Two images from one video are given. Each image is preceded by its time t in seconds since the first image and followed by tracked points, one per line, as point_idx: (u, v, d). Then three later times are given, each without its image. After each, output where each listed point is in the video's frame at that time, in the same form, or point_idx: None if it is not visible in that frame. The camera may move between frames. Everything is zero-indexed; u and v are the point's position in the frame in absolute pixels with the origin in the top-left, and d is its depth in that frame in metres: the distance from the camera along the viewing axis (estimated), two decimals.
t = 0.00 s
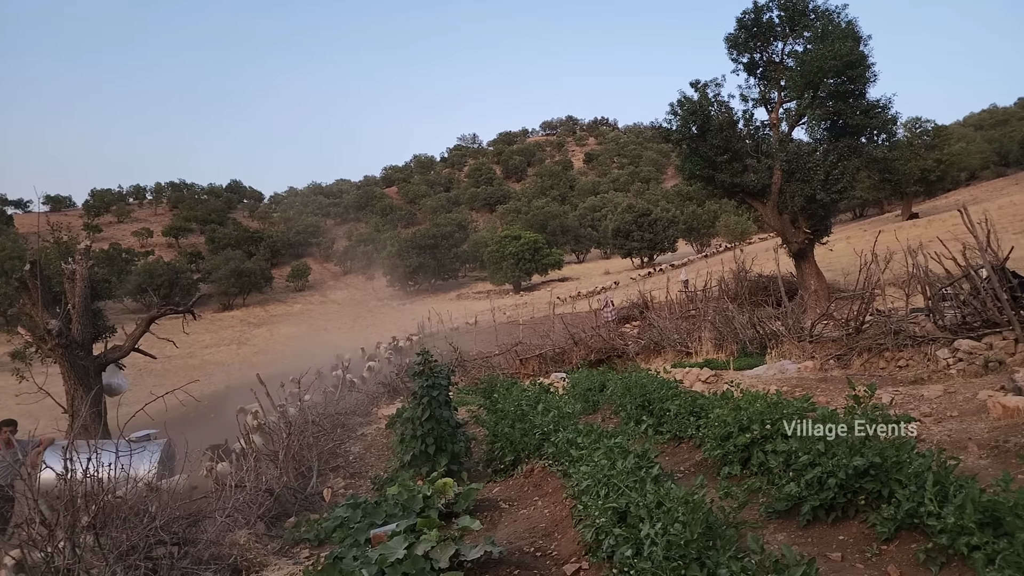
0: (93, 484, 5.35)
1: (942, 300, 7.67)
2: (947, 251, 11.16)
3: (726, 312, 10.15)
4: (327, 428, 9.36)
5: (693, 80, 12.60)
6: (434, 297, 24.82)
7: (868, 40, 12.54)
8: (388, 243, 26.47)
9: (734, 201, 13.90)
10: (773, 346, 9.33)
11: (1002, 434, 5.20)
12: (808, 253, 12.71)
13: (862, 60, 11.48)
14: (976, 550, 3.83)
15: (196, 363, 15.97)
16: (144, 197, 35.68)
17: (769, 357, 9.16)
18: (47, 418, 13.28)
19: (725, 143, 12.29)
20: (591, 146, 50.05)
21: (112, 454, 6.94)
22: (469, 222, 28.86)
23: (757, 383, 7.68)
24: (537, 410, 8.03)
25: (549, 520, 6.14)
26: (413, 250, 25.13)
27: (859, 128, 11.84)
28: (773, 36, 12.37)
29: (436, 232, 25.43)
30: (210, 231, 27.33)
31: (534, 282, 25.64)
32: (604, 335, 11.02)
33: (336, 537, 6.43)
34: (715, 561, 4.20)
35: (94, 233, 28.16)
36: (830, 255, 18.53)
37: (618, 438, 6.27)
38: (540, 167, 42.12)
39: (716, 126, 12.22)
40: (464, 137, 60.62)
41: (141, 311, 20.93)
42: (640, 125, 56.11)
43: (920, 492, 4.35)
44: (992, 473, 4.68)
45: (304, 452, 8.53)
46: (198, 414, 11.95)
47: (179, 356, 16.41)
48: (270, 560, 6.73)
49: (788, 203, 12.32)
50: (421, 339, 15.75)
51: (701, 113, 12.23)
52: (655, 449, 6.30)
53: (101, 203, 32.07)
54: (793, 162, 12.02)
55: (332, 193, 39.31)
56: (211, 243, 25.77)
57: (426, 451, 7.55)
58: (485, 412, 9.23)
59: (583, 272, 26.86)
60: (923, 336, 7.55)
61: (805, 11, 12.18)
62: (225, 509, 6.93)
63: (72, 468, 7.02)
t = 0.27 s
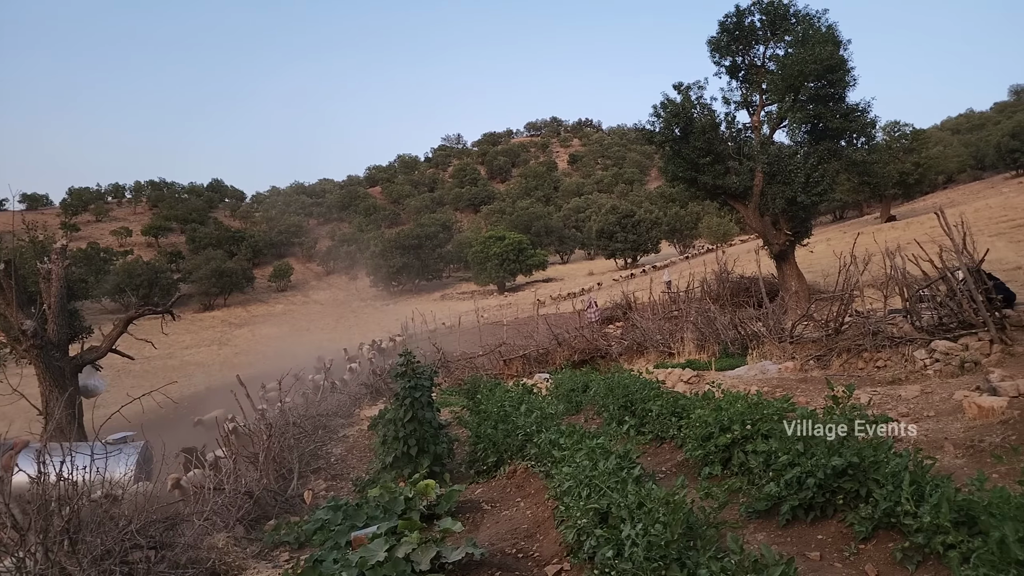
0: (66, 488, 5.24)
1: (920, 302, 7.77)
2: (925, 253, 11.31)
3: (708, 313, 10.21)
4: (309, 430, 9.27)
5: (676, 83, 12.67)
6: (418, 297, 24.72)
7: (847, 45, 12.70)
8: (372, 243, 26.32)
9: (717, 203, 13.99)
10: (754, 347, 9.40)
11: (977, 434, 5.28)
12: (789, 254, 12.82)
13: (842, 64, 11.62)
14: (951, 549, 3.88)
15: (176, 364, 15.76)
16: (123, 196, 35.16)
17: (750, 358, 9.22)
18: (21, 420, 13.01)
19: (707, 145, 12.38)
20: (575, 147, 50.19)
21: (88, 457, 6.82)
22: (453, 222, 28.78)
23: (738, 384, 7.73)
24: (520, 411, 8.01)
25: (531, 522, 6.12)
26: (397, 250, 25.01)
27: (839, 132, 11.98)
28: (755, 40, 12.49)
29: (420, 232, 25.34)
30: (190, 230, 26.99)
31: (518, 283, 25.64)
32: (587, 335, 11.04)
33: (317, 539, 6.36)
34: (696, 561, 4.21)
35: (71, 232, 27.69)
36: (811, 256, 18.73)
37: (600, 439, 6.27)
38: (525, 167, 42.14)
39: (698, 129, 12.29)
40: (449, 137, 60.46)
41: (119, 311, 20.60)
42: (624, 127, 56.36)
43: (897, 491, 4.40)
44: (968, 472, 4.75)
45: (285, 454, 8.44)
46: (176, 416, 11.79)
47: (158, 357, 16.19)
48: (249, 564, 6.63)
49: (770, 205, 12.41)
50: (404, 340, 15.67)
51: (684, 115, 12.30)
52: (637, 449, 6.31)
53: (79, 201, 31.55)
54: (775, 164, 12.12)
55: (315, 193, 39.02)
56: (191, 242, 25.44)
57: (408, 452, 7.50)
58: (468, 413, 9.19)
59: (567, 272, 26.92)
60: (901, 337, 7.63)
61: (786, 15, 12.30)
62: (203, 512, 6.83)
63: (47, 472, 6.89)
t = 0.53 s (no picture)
0: (41, 491, 5.14)
1: (899, 303, 7.85)
2: (905, 255, 11.45)
3: (691, 314, 10.26)
4: (291, 432, 9.17)
5: (660, 85, 12.72)
6: (403, 298, 24.61)
7: (829, 49, 12.83)
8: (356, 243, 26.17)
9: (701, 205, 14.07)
10: (737, 347, 9.45)
11: (955, 434, 5.34)
12: (772, 256, 12.91)
13: (824, 68, 11.74)
14: (929, 549, 3.92)
15: (157, 364, 15.56)
16: (102, 193, 34.69)
17: (733, 359, 9.27)
18: None
19: (691, 147, 12.45)
20: (561, 148, 50.28)
21: (65, 460, 6.67)
22: (438, 223, 28.70)
23: (721, 384, 7.78)
24: (504, 412, 7.98)
25: (515, 523, 6.11)
26: (382, 250, 24.89)
27: (821, 135, 12.09)
28: (738, 43, 12.58)
29: (405, 232, 25.25)
30: (172, 229, 26.67)
31: (503, 284, 25.63)
32: (572, 336, 11.05)
33: (298, 542, 6.29)
34: (677, 562, 4.22)
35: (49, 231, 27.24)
36: (793, 258, 18.89)
37: (584, 440, 6.27)
38: (510, 168, 42.15)
39: (682, 131, 12.35)
40: (435, 137, 60.30)
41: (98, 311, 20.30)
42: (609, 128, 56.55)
43: (876, 491, 4.44)
44: (946, 472, 4.81)
45: (267, 456, 8.34)
46: (155, 418, 11.64)
47: (138, 358, 15.98)
48: (229, 567, 6.53)
49: (753, 207, 12.50)
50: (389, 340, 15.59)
51: (668, 117, 12.36)
52: (620, 450, 6.32)
53: (57, 200, 31.06)
54: (758, 167, 12.21)
55: (299, 192, 38.72)
56: (172, 242, 25.13)
57: (391, 454, 7.45)
58: (452, 414, 9.15)
59: (552, 273, 26.96)
60: (881, 338, 7.71)
61: (769, 19, 12.41)
62: (183, 515, 6.73)
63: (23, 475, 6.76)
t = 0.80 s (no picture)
0: (15, 495, 5.02)
1: (881, 305, 7.93)
2: (886, 258, 11.58)
3: (675, 315, 10.30)
4: (274, 433, 9.07)
5: (646, 87, 12.76)
6: (388, 298, 24.49)
7: (813, 53, 12.96)
8: (341, 243, 26.02)
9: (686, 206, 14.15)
10: (721, 349, 9.51)
11: (935, 435, 5.41)
12: (756, 258, 13.01)
13: (807, 72, 11.84)
14: (909, 549, 3.96)
15: (139, 365, 15.36)
16: (83, 192, 34.26)
17: (717, 360, 9.32)
18: None
19: (676, 149, 12.50)
20: (548, 150, 50.35)
21: (41, 461, 6.58)
22: (425, 223, 28.61)
23: (705, 385, 7.81)
24: (488, 413, 7.95)
25: (499, 524, 6.08)
26: (367, 250, 24.78)
27: (804, 138, 12.20)
28: (723, 46, 12.66)
29: (391, 233, 25.14)
30: (154, 228, 26.36)
31: (489, 284, 25.61)
32: (558, 337, 11.06)
33: (280, 545, 6.23)
34: (661, 563, 4.23)
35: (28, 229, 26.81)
36: (777, 260, 19.04)
37: (569, 441, 6.26)
38: (497, 169, 42.13)
39: (668, 133, 12.39)
40: (421, 137, 60.11)
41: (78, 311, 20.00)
42: (596, 130, 56.73)
43: (857, 492, 4.47)
44: (925, 472, 4.86)
45: (249, 458, 8.23)
46: (134, 420, 11.48)
47: (119, 358, 15.77)
48: (209, 570, 6.43)
49: (737, 209, 12.57)
50: (374, 341, 15.50)
51: (654, 119, 12.40)
52: (605, 451, 6.32)
53: (37, 197, 30.59)
54: (742, 169, 12.29)
55: (284, 191, 38.42)
56: (155, 241, 24.83)
57: (375, 455, 7.40)
58: (437, 415, 9.11)
59: (539, 274, 26.98)
60: (862, 340, 7.78)
61: (753, 23, 12.50)
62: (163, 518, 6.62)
63: None
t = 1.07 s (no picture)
0: None
1: (863, 306, 8.01)
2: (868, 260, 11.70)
3: (661, 317, 10.33)
4: (258, 435, 8.97)
5: (633, 89, 12.81)
6: (374, 299, 24.38)
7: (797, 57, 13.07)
8: (327, 243, 25.87)
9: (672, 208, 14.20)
10: (706, 349, 9.55)
11: (916, 435, 5.47)
12: (741, 259, 13.09)
13: (791, 75, 11.94)
14: (891, 549, 3.99)
15: (120, 365, 15.17)
16: (64, 190, 33.81)
17: (702, 361, 9.36)
18: None
19: (662, 151, 12.55)
20: (534, 151, 50.41)
21: (19, 464, 6.47)
22: (411, 223, 28.51)
23: (690, 386, 7.85)
24: (474, 414, 7.91)
25: (485, 526, 6.06)
26: (353, 250, 24.65)
27: (788, 140, 12.31)
28: (709, 49, 12.73)
29: (377, 233, 25.04)
30: (137, 227, 26.05)
31: (476, 285, 25.57)
32: (544, 338, 11.06)
33: (263, 548, 6.16)
34: (646, 564, 4.23)
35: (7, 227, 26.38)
36: (761, 261, 19.20)
37: (554, 442, 6.26)
38: (483, 169, 42.10)
39: (654, 134, 12.43)
40: (408, 137, 59.92)
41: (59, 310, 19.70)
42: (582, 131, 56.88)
43: (840, 492, 4.50)
44: (907, 472, 4.91)
45: (232, 460, 8.13)
46: (115, 422, 11.32)
47: (101, 359, 15.56)
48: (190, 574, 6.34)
49: (722, 211, 12.64)
50: (360, 341, 15.41)
51: (640, 121, 12.44)
52: (590, 452, 6.32)
53: (16, 196, 30.11)
54: (728, 171, 12.36)
55: (269, 191, 38.11)
56: (137, 240, 24.53)
57: (360, 457, 7.35)
58: (423, 416, 9.06)
59: (525, 275, 26.99)
60: (845, 341, 7.85)
61: (738, 26, 12.59)
62: (143, 521, 6.52)
63: None
